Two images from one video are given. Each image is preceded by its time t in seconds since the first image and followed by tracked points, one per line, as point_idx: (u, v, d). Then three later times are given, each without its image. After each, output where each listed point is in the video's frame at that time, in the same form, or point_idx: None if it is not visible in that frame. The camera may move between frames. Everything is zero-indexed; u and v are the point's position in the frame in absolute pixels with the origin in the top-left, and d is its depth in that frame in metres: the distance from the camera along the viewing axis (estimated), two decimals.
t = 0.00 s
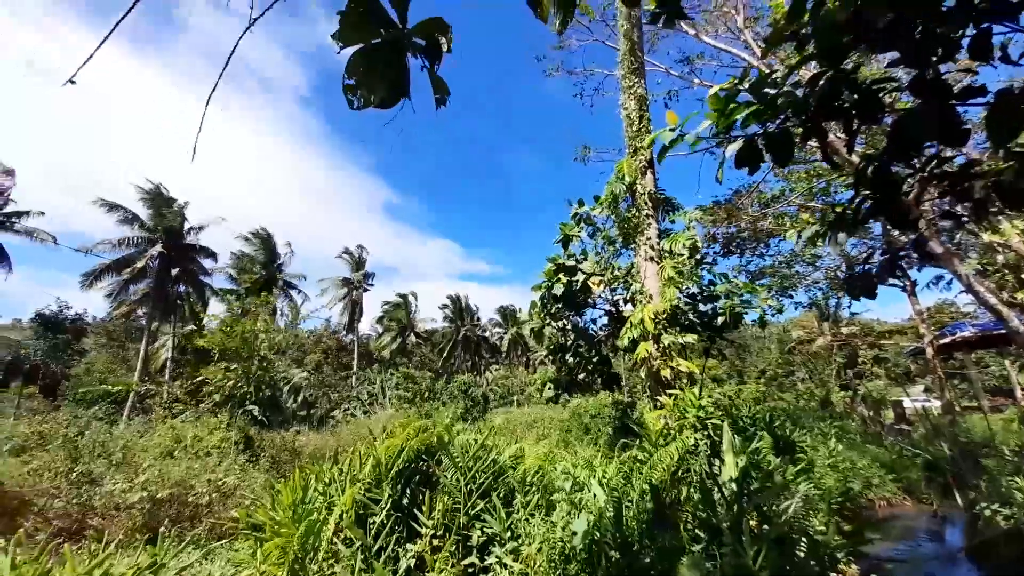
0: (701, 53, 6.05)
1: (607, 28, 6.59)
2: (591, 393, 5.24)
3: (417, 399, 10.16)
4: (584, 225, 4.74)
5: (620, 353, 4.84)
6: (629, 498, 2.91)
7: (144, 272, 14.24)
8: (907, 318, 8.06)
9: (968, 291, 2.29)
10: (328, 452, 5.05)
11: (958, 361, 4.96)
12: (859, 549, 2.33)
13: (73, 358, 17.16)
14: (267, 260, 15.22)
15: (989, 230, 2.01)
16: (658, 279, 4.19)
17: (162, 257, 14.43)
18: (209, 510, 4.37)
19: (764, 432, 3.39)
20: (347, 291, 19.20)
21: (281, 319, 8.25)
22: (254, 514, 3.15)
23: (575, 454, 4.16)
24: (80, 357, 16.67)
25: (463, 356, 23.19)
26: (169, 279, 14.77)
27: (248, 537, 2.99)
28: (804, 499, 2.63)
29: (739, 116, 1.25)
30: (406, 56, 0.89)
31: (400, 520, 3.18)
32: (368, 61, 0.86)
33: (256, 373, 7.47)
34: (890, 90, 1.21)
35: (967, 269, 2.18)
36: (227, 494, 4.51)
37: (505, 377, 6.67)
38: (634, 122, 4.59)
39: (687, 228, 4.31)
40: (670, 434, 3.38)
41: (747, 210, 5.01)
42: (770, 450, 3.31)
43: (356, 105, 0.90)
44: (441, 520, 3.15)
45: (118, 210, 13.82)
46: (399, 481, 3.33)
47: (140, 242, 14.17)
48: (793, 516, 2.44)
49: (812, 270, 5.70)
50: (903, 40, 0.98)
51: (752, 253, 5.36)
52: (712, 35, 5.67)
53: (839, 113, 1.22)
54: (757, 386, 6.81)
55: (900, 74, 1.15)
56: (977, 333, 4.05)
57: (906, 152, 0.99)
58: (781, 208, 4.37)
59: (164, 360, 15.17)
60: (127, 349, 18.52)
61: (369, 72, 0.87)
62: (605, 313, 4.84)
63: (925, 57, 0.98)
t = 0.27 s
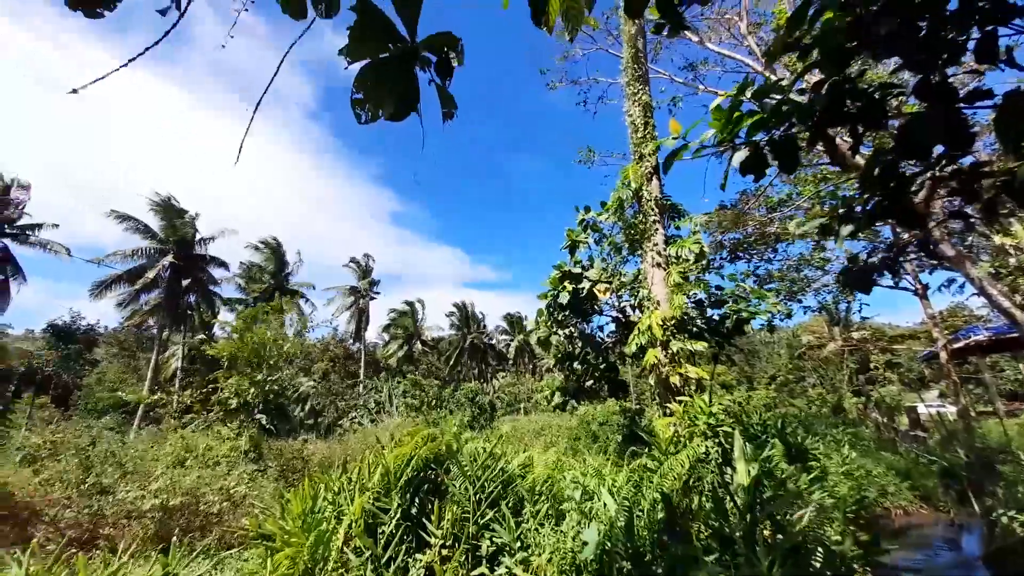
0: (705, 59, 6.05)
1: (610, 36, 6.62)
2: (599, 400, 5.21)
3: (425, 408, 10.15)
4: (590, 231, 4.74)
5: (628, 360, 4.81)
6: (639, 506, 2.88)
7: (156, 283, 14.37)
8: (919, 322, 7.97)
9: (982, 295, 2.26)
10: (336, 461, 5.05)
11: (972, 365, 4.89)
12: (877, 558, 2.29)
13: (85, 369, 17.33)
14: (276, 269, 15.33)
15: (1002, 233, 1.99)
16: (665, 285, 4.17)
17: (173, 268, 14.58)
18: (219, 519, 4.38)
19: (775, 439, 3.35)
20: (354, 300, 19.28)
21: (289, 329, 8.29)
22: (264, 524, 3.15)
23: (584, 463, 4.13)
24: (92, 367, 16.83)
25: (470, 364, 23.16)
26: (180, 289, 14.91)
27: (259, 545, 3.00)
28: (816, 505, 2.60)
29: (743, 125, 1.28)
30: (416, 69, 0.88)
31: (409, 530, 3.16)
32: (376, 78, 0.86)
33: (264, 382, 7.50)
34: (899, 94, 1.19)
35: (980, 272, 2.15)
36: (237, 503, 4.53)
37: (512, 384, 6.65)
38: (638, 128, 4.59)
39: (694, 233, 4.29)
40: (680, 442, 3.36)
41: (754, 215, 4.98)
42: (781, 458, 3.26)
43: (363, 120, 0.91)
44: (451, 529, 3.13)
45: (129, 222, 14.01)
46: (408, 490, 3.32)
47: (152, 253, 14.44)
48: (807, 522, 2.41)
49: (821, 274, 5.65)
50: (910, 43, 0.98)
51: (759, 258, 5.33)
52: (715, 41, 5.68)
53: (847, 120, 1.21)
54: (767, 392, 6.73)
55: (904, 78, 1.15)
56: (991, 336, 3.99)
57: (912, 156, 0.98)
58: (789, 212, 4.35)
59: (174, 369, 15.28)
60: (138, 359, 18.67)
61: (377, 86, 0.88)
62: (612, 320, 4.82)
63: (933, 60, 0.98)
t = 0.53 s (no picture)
0: (712, 63, 6.04)
1: (617, 41, 6.63)
2: (611, 407, 5.17)
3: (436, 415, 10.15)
4: (599, 237, 4.73)
5: (640, 366, 4.77)
6: (654, 515, 2.84)
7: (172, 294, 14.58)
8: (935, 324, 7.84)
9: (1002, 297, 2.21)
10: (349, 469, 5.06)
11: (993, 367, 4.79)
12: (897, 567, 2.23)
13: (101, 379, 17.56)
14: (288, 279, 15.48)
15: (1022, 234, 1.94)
16: (676, 290, 4.14)
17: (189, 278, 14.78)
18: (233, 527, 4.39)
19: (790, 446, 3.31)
20: (365, 308, 19.37)
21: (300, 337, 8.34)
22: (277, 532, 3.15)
23: (596, 471, 4.10)
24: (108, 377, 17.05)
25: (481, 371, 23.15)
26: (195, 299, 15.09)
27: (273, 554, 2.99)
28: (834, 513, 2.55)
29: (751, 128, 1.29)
30: (425, 81, 0.89)
31: (421, 539, 3.14)
32: (386, 88, 0.87)
33: (276, 391, 7.54)
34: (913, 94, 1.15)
35: (1000, 273, 2.10)
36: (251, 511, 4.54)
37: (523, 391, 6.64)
38: (646, 133, 4.58)
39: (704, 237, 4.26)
40: (694, 449, 3.31)
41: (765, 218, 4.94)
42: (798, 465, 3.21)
43: (374, 130, 0.92)
44: (463, 539, 3.09)
45: (146, 234, 14.27)
46: (420, 498, 3.32)
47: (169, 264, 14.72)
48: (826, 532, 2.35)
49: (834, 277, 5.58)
50: (920, 42, 0.96)
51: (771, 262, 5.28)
52: (722, 45, 5.66)
53: (857, 121, 1.17)
54: (782, 397, 6.63)
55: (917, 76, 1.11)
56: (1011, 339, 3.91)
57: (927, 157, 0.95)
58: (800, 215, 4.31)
59: (188, 379, 15.42)
60: (154, 368, 18.91)
61: (388, 99, 0.89)
62: (623, 326, 4.79)
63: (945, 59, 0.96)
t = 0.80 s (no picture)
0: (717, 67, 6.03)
1: (621, 48, 6.66)
2: (623, 415, 5.13)
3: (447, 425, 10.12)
4: (606, 243, 4.71)
5: (651, 373, 4.73)
6: (671, 527, 2.78)
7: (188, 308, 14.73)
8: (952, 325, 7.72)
9: None
10: (361, 480, 5.06)
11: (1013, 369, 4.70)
12: None
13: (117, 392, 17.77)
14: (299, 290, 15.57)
15: None
16: (686, 295, 4.10)
17: (203, 291, 14.93)
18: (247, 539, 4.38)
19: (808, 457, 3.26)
20: (374, 318, 19.44)
21: (311, 349, 8.36)
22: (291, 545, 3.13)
23: (609, 480, 4.05)
24: (123, 391, 17.24)
25: (490, 379, 23.13)
26: (209, 312, 15.21)
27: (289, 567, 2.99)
28: (855, 524, 2.48)
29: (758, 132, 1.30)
30: (432, 95, 0.89)
31: (434, 551, 3.11)
32: (395, 105, 0.87)
33: (287, 403, 7.56)
34: (922, 93, 1.13)
35: (1020, 274, 2.06)
36: (264, 523, 4.56)
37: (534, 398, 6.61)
38: (652, 138, 4.57)
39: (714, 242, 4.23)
40: (709, 459, 3.27)
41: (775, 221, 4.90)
42: (816, 473, 3.15)
43: (384, 145, 0.91)
44: (476, 550, 3.04)
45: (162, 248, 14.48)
46: (432, 510, 3.30)
47: (183, 278, 14.86)
48: (850, 543, 2.29)
49: (847, 280, 5.52)
50: (925, 40, 0.95)
51: (782, 265, 5.22)
52: (727, 49, 5.66)
53: (863, 121, 1.15)
54: (797, 402, 6.54)
55: (924, 77, 1.09)
56: None
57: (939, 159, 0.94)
58: (810, 217, 4.26)
59: (201, 392, 15.55)
60: (168, 382, 19.10)
61: (397, 113, 0.88)
62: (633, 332, 4.76)
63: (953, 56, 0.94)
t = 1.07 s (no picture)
0: (730, 66, 5.96)
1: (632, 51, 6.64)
2: (643, 419, 5.08)
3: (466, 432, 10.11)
4: (621, 246, 4.68)
5: (669, 376, 4.67)
6: (696, 538, 2.71)
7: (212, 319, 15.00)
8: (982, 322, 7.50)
9: None
10: (382, 487, 5.08)
11: None
12: None
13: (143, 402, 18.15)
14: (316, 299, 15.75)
15: None
16: (703, 297, 4.05)
17: (226, 302, 15.20)
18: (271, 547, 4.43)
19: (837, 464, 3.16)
20: (390, 325, 19.57)
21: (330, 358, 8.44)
22: (313, 553, 3.14)
23: (630, 486, 4.00)
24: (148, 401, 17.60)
25: (508, 385, 23.10)
26: (233, 323, 15.47)
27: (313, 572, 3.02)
28: (886, 531, 2.40)
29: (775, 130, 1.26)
30: (441, 104, 0.88)
31: (454, 559, 3.11)
32: (404, 115, 0.87)
33: (307, 411, 7.63)
34: (942, 84, 1.08)
35: None
36: (288, 530, 4.61)
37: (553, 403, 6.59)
38: (665, 140, 4.53)
39: (731, 243, 4.17)
40: (731, 464, 3.23)
41: (793, 219, 4.81)
42: (844, 478, 3.06)
43: (394, 155, 0.90)
44: (496, 559, 3.02)
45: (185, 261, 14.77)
46: (452, 516, 3.31)
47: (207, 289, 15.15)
48: (880, 549, 2.23)
49: (871, 277, 5.39)
50: (943, 32, 0.91)
51: (802, 265, 5.13)
52: (739, 48, 5.60)
53: (882, 115, 1.11)
54: (821, 404, 6.42)
55: (945, 68, 1.05)
56: None
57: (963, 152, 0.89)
58: (830, 215, 4.17)
59: (223, 401, 15.79)
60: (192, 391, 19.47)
61: (406, 122, 0.88)
62: (650, 335, 4.71)
63: (974, 47, 0.90)
